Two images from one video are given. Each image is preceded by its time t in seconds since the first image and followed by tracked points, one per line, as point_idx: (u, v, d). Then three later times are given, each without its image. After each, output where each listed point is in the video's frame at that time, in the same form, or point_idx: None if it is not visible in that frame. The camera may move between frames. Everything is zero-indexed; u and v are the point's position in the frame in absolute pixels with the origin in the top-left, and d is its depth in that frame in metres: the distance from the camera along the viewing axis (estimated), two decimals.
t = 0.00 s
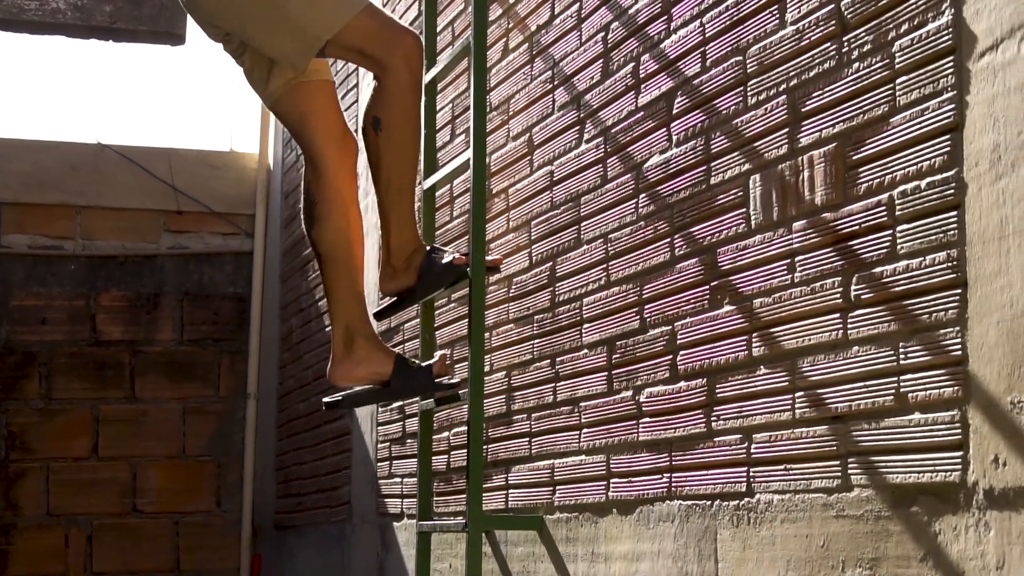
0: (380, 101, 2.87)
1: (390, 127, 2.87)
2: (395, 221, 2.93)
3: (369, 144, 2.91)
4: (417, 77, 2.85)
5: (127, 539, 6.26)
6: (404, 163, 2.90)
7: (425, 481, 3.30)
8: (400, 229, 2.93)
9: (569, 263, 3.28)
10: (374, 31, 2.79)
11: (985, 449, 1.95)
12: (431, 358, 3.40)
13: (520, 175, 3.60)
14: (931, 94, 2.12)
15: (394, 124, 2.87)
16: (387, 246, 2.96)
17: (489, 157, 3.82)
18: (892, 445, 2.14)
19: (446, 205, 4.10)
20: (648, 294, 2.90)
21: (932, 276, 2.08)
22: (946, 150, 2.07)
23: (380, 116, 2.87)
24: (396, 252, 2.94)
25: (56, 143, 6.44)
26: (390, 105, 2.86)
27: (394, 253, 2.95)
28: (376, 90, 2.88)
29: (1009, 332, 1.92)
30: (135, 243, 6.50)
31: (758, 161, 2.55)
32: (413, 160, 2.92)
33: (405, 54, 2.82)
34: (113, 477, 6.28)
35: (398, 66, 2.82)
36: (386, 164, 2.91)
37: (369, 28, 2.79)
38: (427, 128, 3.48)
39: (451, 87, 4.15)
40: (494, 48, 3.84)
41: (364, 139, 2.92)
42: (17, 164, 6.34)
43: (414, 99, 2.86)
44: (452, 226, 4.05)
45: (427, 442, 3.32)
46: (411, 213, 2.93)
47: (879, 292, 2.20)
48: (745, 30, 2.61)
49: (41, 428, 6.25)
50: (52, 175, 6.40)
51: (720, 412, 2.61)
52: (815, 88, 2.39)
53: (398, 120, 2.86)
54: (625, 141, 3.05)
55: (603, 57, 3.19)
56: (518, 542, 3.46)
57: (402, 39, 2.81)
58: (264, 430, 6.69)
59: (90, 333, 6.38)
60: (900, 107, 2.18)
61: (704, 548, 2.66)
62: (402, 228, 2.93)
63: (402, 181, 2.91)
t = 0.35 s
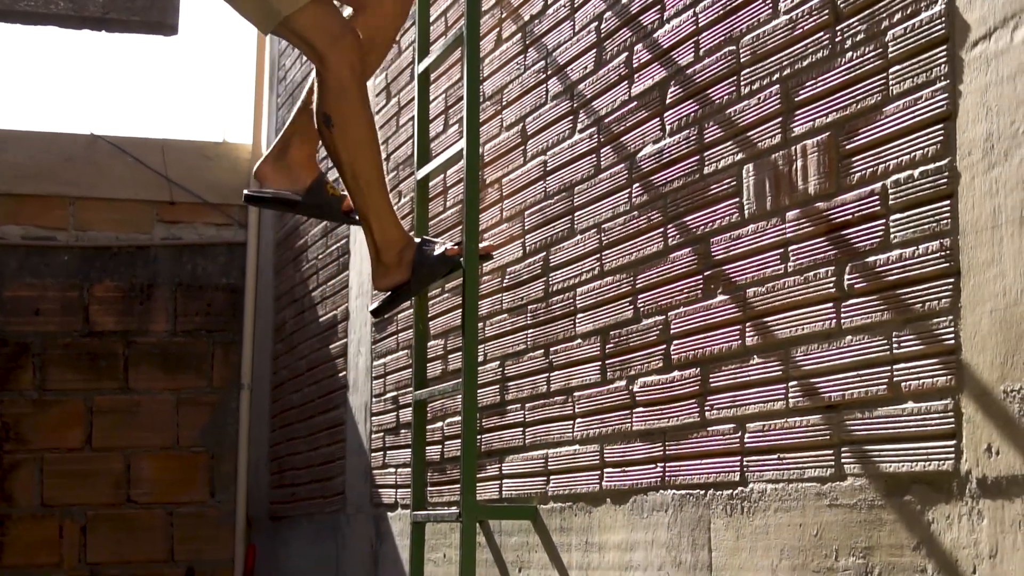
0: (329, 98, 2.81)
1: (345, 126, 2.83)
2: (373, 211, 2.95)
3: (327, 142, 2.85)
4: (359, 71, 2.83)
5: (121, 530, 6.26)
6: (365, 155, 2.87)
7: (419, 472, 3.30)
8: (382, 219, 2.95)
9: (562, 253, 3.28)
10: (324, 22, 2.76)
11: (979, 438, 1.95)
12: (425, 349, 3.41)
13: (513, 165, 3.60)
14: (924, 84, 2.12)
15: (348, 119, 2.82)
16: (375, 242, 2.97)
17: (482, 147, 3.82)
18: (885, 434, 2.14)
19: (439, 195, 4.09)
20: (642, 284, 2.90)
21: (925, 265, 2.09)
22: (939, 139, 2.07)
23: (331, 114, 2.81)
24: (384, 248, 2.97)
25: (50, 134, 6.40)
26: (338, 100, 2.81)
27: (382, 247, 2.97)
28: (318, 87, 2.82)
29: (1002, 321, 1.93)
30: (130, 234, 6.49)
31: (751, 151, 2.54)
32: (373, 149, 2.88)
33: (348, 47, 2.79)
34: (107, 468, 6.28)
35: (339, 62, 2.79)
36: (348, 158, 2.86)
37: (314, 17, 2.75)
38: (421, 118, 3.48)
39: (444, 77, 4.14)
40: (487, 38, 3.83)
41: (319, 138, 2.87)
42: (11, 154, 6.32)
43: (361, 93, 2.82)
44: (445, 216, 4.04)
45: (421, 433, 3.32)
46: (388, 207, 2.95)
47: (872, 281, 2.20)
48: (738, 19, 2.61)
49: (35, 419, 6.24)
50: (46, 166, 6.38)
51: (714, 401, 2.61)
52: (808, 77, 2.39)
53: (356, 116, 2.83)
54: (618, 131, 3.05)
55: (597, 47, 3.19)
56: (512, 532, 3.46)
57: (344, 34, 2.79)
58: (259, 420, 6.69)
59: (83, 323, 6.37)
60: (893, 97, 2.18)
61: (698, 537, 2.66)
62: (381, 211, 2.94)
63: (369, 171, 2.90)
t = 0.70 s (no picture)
0: (308, 97, 2.88)
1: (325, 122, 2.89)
2: (365, 206, 3.00)
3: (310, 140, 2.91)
4: (336, 70, 2.89)
5: (117, 521, 6.27)
6: (350, 152, 2.93)
7: (416, 462, 3.30)
8: (373, 213, 3.00)
9: (559, 244, 3.28)
10: (299, 19, 2.85)
11: (975, 428, 1.95)
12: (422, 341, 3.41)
13: (509, 156, 3.59)
14: (920, 74, 2.11)
15: (329, 117, 2.89)
16: (369, 236, 3.02)
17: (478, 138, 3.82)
18: (882, 424, 2.14)
19: (436, 186, 4.08)
20: (638, 275, 2.90)
21: (922, 255, 2.08)
22: (935, 129, 2.07)
23: (311, 112, 2.88)
24: (378, 241, 3.01)
25: (47, 126, 6.44)
26: (317, 99, 2.87)
27: (377, 241, 3.02)
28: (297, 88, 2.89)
29: (998, 312, 1.93)
30: (126, 226, 6.49)
31: (747, 141, 2.54)
32: (357, 147, 2.94)
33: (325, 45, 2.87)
34: (104, 459, 6.28)
35: (313, 59, 2.86)
36: (331, 153, 2.91)
37: (287, 15, 2.83)
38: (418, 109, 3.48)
39: (440, 68, 4.13)
40: (483, 29, 3.83)
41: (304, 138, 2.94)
42: (8, 146, 6.33)
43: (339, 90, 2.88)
44: (442, 207, 4.03)
45: (417, 424, 3.32)
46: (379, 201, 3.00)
47: (868, 271, 2.20)
48: (734, 10, 2.60)
49: (31, 411, 6.24)
50: (42, 157, 6.39)
51: (710, 392, 2.61)
52: (804, 68, 2.39)
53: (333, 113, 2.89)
54: (614, 122, 3.05)
55: (593, 37, 3.18)
56: (509, 523, 3.46)
57: (319, 33, 2.86)
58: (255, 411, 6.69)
59: (79, 315, 6.36)
60: (889, 87, 2.18)
61: (694, 527, 2.66)
62: (371, 205, 2.98)
63: (354, 169, 2.95)
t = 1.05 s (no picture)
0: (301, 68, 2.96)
1: (315, 89, 2.97)
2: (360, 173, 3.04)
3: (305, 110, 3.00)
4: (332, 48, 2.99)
5: (117, 514, 6.27)
6: (342, 114, 2.99)
7: (415, 456, 3.30)
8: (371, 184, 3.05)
9: (558, 237, 3.27)
10: None
11: (974, 421, 1.95)
12: (421, 335, 3.41)
13: (508, 150, 3.59)
14: (919, 66, 2.11)
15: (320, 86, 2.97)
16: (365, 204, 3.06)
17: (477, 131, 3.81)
18: (881, 417, 2.14)
19: (435, 179, 4.08)
20: (637, 268, 2.90)
21: (921, 248, 2.08)
22: (934, 122, 2.07)
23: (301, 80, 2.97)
24: (374, 208, 3.05)
25: (46, 119, 6.43)
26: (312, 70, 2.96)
27: (372, 209, 3.05)
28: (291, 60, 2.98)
29: (997, 305, 1.93)
30: (125, 220, 6.48)
31: (746, 134, 2.54)
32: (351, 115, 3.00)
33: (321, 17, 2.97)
34: (103, 453, 6.28)
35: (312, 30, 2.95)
36: (324, 126, 2.99)
37: None
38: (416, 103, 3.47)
39: (439, 62, 4.12)
40: (481, 22, 3.83)
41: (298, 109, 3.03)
42: (6, 139, 6.32)
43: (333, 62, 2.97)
44: (441, 200, 4.03)
45: (416, 417, 3.32)
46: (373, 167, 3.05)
47: (868, 265, 2.20)
48: (733, 3, 2.60)
49: (31, 404, 6.24)
50: (40, 151, 6.38)
51: (709, 385, 2.61)
52: (803, 61, 2.39)
53: (324, 78, 2.96)
54: (613, 115, 3.04)
55: (591, 31, 3.18)
56: (508, 516, 3.46)
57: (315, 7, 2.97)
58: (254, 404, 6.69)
59: (78, 309, 6.36)
60: (888, 80, 2.18)
61: (693, 520, 2.66)
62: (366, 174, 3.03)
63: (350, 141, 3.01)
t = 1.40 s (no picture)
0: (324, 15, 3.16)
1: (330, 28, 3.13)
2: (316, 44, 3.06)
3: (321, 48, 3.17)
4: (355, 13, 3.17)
5: (119, 507, 6.28)
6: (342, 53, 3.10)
7: (415, 448, 3.31)
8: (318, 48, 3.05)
9: (558, 229, 3.27)
10: None
11: (975, 412, 1.95)
12: (422, 327, 3.41)
13: (508, 142, 3.59)
14: (920, 57, 2.11)
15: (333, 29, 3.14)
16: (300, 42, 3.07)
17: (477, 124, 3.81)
18: (883, 408, 2.14)
19: (435, 172, 4.08)
20: (638, 260, 2.89)
21: (922, 240, 2.08)
22: (935, 113, 2.07)
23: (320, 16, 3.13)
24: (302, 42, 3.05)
25: (47, 114, 6.45)
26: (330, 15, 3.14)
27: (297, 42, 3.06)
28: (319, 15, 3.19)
29: (998, 296, 1.93)
30: (125, 213, 6.48)
31: (746, 126, 2.53)
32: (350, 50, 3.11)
33: None
34: (105, 446, 6.29)
35: None
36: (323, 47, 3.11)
37: None
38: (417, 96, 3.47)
39: (439, 54, 4.12)
40: (482, 15, 3.82)
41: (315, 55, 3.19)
42: (7, 133, 6.33)
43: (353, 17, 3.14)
44: (441, 193, 4.03)
45: (417, 410, 3.33)
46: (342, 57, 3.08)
47: (868, 256, 2.19)
48: None
49: (32, 398, 6.25)
50: (40, 144, 6.39)
51: (710, 377, 2.61)
52: (804, 52, 2.38)
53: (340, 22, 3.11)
54: (613, 107, 3.04)
55: (591, 23, 3.18)
56: (509, 509, 3.47)
57: None
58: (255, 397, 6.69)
59: (79, 302, 6.37)
60: (889, 71, 2.17)
61: (694, 512, 2.67)
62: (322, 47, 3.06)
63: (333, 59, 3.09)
